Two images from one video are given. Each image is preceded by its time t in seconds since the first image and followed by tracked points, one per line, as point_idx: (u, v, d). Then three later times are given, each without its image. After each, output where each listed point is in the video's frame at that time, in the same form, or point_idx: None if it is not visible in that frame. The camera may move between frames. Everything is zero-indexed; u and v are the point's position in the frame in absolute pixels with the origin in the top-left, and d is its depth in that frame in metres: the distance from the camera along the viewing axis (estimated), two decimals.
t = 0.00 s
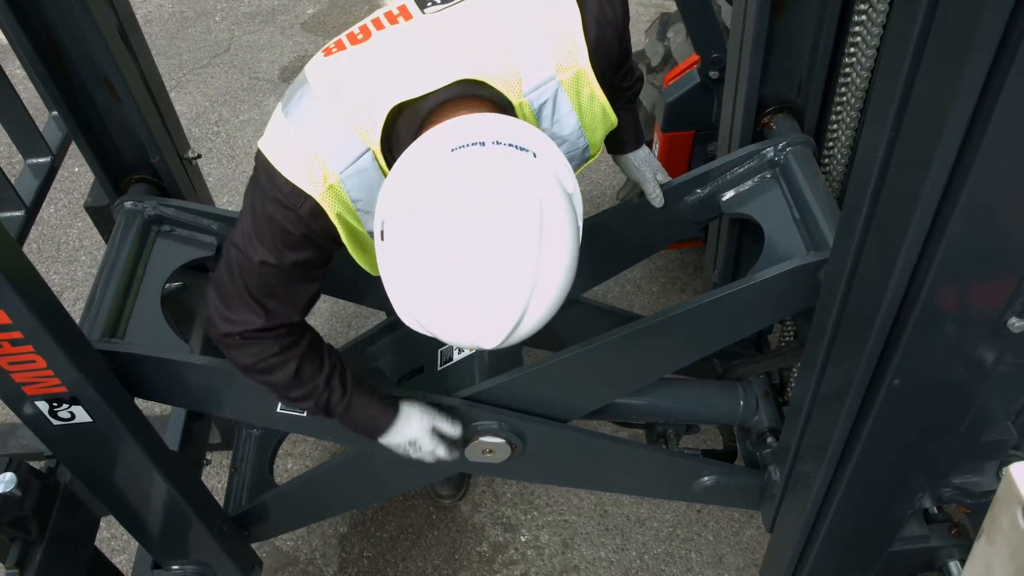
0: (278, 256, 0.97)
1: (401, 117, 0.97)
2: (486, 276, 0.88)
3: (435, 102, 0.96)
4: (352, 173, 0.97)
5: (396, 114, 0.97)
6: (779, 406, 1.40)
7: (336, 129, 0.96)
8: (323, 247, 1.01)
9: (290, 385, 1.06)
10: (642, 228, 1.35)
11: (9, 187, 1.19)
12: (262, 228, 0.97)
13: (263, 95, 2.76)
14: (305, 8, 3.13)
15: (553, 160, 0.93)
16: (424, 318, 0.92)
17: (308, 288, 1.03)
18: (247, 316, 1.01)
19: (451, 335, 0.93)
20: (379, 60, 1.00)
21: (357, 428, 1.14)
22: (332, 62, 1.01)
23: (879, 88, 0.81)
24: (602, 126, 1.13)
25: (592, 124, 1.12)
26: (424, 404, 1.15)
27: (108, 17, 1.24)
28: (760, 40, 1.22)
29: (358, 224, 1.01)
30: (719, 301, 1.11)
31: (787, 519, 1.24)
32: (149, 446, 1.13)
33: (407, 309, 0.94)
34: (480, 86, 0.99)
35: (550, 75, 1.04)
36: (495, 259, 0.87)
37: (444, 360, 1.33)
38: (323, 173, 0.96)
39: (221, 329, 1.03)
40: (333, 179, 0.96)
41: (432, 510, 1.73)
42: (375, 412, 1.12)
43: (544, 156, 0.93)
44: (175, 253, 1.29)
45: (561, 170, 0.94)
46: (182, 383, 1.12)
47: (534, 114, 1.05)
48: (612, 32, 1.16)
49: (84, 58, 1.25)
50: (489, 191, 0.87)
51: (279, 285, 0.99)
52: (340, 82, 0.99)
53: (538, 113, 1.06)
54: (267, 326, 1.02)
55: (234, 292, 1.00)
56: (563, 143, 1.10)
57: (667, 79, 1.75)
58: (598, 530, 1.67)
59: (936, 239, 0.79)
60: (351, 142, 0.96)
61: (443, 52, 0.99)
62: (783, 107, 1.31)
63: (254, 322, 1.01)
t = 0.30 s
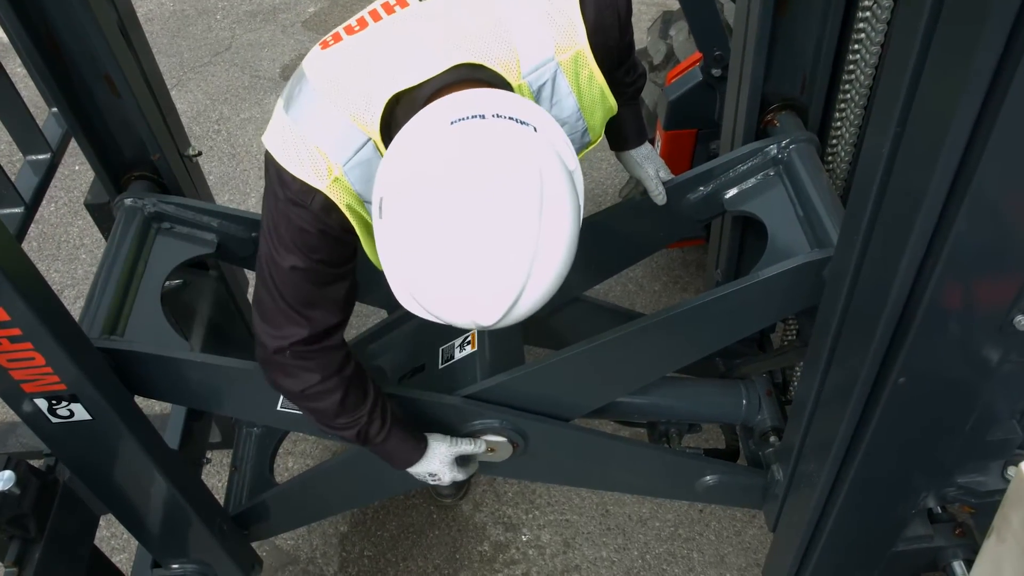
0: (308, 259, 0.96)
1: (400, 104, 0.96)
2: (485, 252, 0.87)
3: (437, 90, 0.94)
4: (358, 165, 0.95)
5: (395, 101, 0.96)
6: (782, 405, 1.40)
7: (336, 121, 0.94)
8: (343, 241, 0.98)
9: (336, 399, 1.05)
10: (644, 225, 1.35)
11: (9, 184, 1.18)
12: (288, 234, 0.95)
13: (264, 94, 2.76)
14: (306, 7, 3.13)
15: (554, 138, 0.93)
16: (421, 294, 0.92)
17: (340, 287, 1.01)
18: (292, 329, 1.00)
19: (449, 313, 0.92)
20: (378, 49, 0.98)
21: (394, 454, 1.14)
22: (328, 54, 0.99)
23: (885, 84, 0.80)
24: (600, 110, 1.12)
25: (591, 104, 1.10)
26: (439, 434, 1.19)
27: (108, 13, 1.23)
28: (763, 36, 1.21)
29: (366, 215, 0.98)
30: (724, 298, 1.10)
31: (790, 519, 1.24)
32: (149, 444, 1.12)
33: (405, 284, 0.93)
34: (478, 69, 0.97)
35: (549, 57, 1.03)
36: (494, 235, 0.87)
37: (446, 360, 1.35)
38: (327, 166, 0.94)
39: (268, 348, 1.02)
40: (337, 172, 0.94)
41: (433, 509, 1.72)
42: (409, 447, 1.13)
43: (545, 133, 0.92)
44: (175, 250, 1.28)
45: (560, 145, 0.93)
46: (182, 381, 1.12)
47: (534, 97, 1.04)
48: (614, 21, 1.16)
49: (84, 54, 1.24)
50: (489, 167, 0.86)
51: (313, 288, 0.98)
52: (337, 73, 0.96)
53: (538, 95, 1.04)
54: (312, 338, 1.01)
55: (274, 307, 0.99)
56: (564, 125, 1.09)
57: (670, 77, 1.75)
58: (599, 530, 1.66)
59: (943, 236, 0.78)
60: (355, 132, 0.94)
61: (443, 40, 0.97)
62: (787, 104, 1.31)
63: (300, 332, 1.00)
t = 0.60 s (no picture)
0: (312, 249, 0.95)
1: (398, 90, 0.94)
2: (482, 236, 0.86)
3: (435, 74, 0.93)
4: (357, 153, 0.95)
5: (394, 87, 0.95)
6: (785, 404, 1.39)
7: (334, 110, 0.94)
8: (345, 230, 0.97)
9: (347, 393, 1.04)
10: (646, 222, 1.34)
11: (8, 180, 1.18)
12: (291, 225, 0.95)
13: (264, 92, 2.75)
14: (307, 5, 3.12)
15: (554, 122, 0.92)
16: (420, 279, 0.91)
17: (348, 277, 1.00)
18: (300, 322, 0.99)
19: (448, 298, 0.91)
20: (376, 36, 0.97)
21: (405, 455, 1.13)
22: (326, 43, 0.99)
23: (891, 79, 0.79)
24: (599, 99, 1.11)
25: (589, 93, 1.09)
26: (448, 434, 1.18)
27: (108, 8, 1.23)
28: (767, 32, 1.20)
29: (366, 204, 0.97)
30: (727, 295, 1.10)
31: (793, 518, 1.23)
32: (149, 442, 1.12)
33: (405, 270, 0.93)
34: (475, 54, 0.96)
35: (547, 43, 1.02)
36: (490, 211, 0.85)
37: (448, 357, 1.34)
38: (325, 155, 0.93)
39: (277, 342, 1.02)
40: (336, 160, 0.94)
41: (433, 508, 1.71)
42: (420, 448, 1.12)
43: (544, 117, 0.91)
44: (175, 247, 1.28)
45: (560, 130, 0.92)
46: (181, 378, 1.11)
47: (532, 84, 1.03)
48: (614, 11, 1.16)
49: (83, 50, 1.24)
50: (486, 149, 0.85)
51: (319, 279, 0.97)
52: (335, 61, 0.96)
53: (536, 82, 1.03)
54: (320, 331, 1.00)
55: (282, 299, 0.99)
56: (563, 113, 1.08)
57: (672, 74, 1.74)
58: (601, 529, 1.66)
59: (949, 233, 0.77)
60: (353, 120, 0.94)
61: (440, 25, 0.96)
62: (790, 101, 1.30)
63: (308, 325, 0.99)
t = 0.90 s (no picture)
0: (311, 210, 0.94)
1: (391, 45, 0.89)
2: (482, 176, 0.84)
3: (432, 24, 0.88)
4: (357, 112, 0.91)
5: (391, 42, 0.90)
6: (788, 402, 1.38)
7: (332, 66, 0.90)
8: (344, 191, 0.95)
9: (341, 360, 1.02)
10: (648, 220, 1.33)
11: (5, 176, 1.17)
12: (289, 183, 0.93)
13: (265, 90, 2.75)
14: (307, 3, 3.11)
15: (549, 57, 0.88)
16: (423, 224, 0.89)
17: (349, 241, 0.98)
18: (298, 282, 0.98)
19: (453, 241, 0.89)
20: None
21: (402, 437, 1.09)
22: None
23: (896, 74, 0.78)
24: (592, 56, 1.06)
25: (583, 49, 1.04)
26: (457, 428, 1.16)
27: (108, 3, 1.22)
28: (770, 28, 1.19)
29: (366, 164, 0.94)
30: (730, 292, 1.09)
31: (796, 517, 1.22)
32: (148, 440, 1.11)
33: (406, 216, 0.90)
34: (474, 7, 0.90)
35: None
36: (490, 153, 0.83)
37: (448, 355, 1.33)
38: (324, 113, 0.90)
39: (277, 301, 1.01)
40: (335, 118, 0.90)
41: (434, 507, 1.71)
42: (418, 431, 1.09)
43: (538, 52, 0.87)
44: (174, 243, 1.27)
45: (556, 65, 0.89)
46: (180, 374, 1.10)
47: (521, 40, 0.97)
48: None
49: (82, 45, 1.23)
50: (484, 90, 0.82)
51: (317, 241, 0.95)
52: (334, 14, 0.91)
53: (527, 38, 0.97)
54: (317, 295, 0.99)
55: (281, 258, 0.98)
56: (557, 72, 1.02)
57: (674, 71, 1.73)
58: (602, 528, 1.65)
59: (954, 231, 0.77)
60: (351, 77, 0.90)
61: None
62: (793, 97, 1.29)
63: (305, 288, 0.98)
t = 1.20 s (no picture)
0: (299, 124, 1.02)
1: None
2: (505, 100, 0.91)
3: None
4: (369, 38, 0.98)
5: None
6: (791, 399, 1.37)
7: None
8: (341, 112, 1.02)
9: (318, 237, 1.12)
10: (650, 216, 1.32)
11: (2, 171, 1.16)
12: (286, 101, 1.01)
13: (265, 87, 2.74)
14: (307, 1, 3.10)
15: None
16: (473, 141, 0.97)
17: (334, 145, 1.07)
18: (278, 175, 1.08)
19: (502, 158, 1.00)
20: None
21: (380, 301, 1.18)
22: None
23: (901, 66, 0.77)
24: None
25: None
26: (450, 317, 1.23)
27: None
28: (772, 22, 1.18)
29: (370, 95, 1.01)
30: (732, 287, 1.08)
31: (799, 516, 1.21)
32: (145, 437, 1.10)
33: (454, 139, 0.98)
34: None
35: None
36: (499, 97, 0.91)
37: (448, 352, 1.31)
38: (337, 35, 0.97)
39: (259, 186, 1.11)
40: (348, 40, 0.97)
41: (434, 505, 1.70)
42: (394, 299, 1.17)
43: None
44: (172, 239, 1.26)
45: None
46: (177, 370, 1.09)
47: None
48: None
49: (79, 39, 1.22)
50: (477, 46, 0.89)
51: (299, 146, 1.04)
52: None
53: None
54: (296, 185, 1.08)
55: (265, 154, 1.07)
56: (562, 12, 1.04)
57: (675, 68, 1.72)
58: (603, 527, 1.64)
59: (960, 226, 0.76)
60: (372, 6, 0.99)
61: None
62: (796, 92, 1.28)
63: (284, 180, 1.07)
